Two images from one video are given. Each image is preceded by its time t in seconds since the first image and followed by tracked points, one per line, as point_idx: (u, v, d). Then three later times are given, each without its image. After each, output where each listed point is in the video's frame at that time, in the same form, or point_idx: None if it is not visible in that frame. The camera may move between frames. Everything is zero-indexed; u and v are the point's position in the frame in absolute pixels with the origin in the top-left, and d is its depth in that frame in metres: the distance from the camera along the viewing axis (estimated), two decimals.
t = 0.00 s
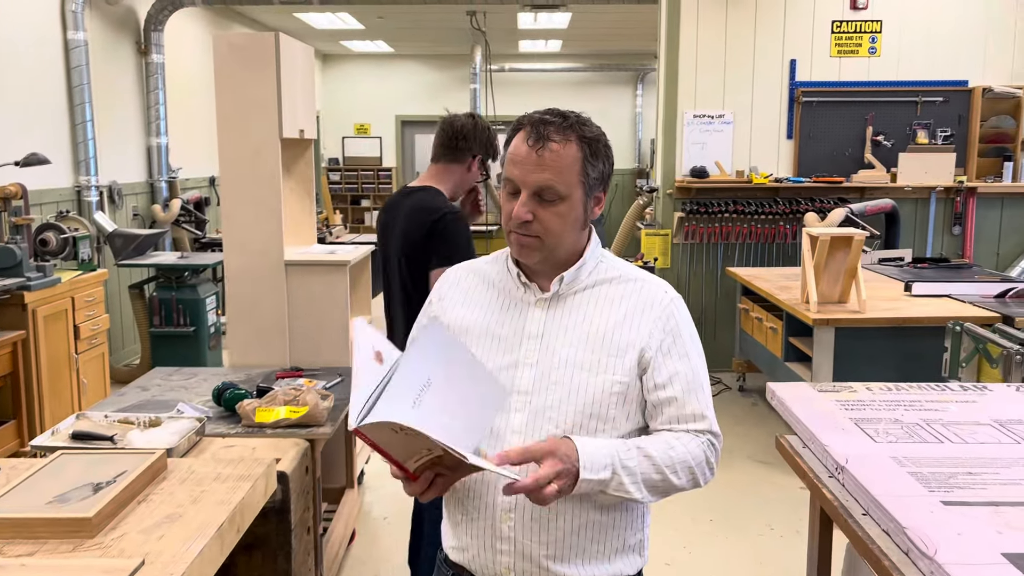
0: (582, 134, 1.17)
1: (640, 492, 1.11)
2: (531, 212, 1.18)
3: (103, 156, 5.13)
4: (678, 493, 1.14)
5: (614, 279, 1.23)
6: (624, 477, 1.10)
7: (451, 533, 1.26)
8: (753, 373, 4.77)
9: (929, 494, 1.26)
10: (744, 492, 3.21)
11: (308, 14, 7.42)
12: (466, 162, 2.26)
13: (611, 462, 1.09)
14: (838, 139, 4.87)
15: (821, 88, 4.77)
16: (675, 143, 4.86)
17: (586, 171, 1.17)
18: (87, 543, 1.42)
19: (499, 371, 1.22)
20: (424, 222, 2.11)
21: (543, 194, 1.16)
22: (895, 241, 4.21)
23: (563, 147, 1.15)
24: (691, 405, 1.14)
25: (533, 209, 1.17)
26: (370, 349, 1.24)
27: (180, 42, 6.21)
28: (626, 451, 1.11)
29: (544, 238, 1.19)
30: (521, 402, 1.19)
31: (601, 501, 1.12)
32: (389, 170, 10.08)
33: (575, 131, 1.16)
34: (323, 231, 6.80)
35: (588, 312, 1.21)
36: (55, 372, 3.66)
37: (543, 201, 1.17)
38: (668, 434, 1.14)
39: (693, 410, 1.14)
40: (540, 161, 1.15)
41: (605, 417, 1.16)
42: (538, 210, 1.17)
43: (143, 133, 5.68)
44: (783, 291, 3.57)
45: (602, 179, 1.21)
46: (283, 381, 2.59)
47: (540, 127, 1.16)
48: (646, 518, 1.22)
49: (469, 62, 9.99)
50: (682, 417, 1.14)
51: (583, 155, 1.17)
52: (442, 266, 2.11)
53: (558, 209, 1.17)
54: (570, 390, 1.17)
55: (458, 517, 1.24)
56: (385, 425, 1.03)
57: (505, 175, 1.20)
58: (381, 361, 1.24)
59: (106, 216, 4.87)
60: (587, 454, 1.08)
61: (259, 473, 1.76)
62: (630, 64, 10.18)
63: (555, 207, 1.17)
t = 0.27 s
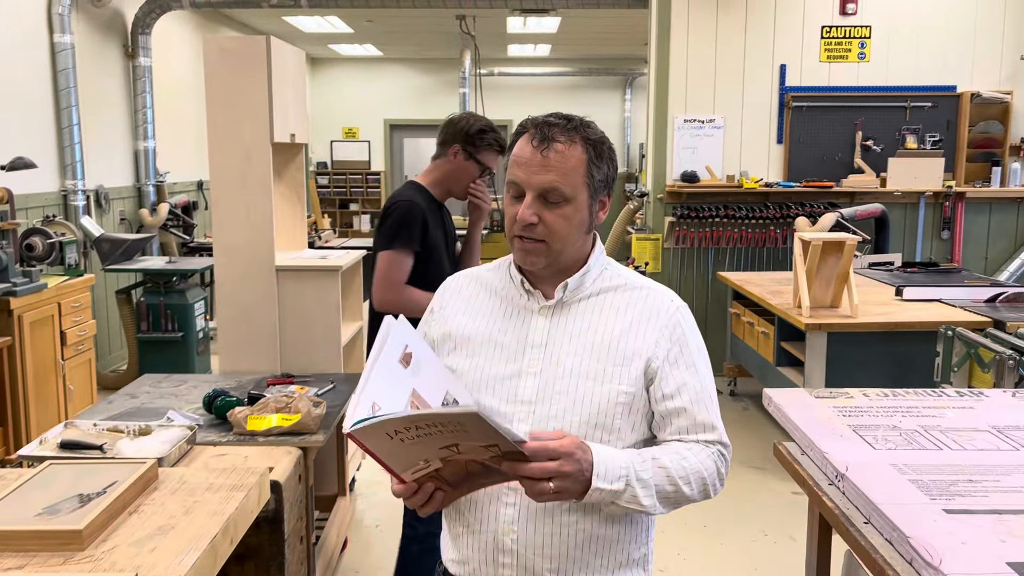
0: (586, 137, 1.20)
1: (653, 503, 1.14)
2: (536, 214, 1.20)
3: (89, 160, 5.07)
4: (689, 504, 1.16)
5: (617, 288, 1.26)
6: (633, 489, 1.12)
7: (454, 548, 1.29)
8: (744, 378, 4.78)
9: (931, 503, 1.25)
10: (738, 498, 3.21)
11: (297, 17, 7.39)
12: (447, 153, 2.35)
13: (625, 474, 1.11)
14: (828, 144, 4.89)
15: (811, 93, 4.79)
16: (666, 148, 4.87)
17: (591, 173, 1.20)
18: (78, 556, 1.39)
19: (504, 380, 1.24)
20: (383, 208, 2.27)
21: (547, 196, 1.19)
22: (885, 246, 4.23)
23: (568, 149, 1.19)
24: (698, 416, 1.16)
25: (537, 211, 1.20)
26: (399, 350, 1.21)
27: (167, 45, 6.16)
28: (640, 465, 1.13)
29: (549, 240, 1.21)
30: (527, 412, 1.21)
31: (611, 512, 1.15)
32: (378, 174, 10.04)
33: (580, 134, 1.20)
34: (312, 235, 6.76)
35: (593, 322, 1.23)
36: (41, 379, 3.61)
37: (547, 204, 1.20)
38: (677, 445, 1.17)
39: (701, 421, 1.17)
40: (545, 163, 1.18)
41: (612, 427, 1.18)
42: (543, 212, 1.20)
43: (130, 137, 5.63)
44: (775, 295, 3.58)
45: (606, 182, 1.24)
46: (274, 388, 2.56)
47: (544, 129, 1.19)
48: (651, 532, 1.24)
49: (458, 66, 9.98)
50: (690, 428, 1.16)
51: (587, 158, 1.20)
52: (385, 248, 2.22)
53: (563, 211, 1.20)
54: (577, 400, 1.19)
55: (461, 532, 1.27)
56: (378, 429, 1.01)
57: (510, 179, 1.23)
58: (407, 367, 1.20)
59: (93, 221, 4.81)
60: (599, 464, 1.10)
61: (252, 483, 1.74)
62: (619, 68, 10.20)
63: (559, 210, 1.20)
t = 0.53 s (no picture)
0: (601, 135, 1.24)
1: (672, 506, 1.15)
2: (557, 211, 1.22)
3: (77, 161, 5.02)
4: (704, 510, 1.17)
5: (627, 294, 1.29)
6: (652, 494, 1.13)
7: (460, 561, 1.30)
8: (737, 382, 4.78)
9: (936, 509, 1.25)
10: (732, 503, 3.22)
11: (287, 19, 7.36)
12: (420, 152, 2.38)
13: (640, 473, 1.14)
14: (820, 148, 4.91)
15: (803, 96, 4.81)
16: (659, 151, 4.88)
17: (607, 169, 1.24)
18: (71, 566, 1.36)
19: (516, 388, 1.26)
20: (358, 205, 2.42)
21: (568, 191, 1.22)
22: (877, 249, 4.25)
23: (585, 145, 1.22)
24: (710, 421, 1.19)
25: (558, 207, 1.22)
26: (403, 336, 1.19)
27: (156, 45, 6.12)
28: (653, 466, 1.15)
29: (569, 237, 1.23)
30: (541, 418, 1.24)
31: (629, 518, 1.15)
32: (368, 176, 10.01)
33: (594, 131, 1.24)
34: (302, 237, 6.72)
35: (605, 329, 1.26)
36: (29, 383, 3.56)
37: (568, 199, 1.22)
38: (688, 450, 1.18)
39: (714, 426, 1.19)
40: (565, 157, 1.21)
41: (627, 434, 1.21)
42: (563, 208, 1.22)
43: (119, 138, 5.58)
44: (769, 299, 3.58)
45: (618, 181, 1.28)
46: (268, 392, 2.53)
47: (562, 126, 1.23)
48: (663, 543, 1.27)
49: (449, 68, 9.97)
50: (702, 434, 1.19)
51: (603, 154, 1.24)
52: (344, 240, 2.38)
53: (582, 207, 1.23)
54: (591, 407, 1.22)
55: (469, 544, 1.28)
56: (391, 405, 1.00)
57: (525, 177, 1.25)
58: (414, 354, 1.18)
59: (81, 223, 4.76)
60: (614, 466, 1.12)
61: (247, 490, 1.71)
62: (609, 71, 10.21)
63: (579, 205, 1.22)
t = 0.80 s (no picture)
0: (615, 131, 1.26)
1: (661, 513, 1.16)
2: (576, 203, 1.21)
3: (72, 159, 4.99)
4: (703, 515, 1.18)
5: (639, 294, 1.30)
6: (662, 491, 1.15)
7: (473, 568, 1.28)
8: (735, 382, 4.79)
9: (943, 511, 1.25)
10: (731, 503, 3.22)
11: (283, 17, 7.33)
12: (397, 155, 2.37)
13: (624, 483, 1.14)
14: (818, 148, 4.91)
15: (802, 97, 4.82)
16: (657, 150, 4.88)
17: (621, 165, 1.26)
18: (72, 567, 1.35)
19: (530, 390, 1.26)
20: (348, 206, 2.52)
21: (586, 184, 1.22)
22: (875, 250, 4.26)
23: (601, 140, 1.24)
24: (724, 420, 1.20)
25: (578, 200, 1.22)
26: (411, 336, 1.21)
27: (152, 43, 6.09)
28: (641, 470, 1.16)
29: (588, 230, 1.23)
30: (557, 421, 1.24)
31: (621, 524, 1.17)
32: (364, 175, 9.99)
33: (607, 128, 1.26)
34: (298, 236, 6.70)
35: (619, 330, 1.27)
36: (24, 382, 3.53)
37: (586, 192, 1.22)
38: (700, 453, 1.18)
39: (727, 426, 1.19)
40: (583, 151, 1.22)
41: (642, 436, 1.21)
42: (581, 201, 1.22)
43: (115, 136, 5.56)
44: (767, 299, 3.58)
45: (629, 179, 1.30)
46: (267, 392, 2.52)
47: (577, 121, 1.24)
48: (677, 547, 1.28)
49: (445, 67, 9.96)
50: (716, 434, 1.19)
51: (619, 150, 1.25)
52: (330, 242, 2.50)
53: (599, 200, 1.23)
54: (606, 408, 1.22)
55: (483, 551, 1.26)
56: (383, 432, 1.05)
57: (542, 173, 1.24)
58: (424, 353, 1.21)
59: (76, 221, 4.73)
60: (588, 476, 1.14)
61: (249, 490, 1.70)
62: (606, 71, 10.22)
63: (597, 198, 1.23)
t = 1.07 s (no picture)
0: (625, 126, 1.26)
1: (684, 518, 1.14)
2: (590, 196, 1.21)
3: (73, 153, 4.98)
4: (725, 517, 1.17)
5: (650, 292, 1.31)
6: (688, 500, 1.14)
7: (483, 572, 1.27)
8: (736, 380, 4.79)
9: (951, 512, 1.24)
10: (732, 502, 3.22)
11: (285, 12, 7.31)
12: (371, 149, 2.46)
13: (655, 488, 1.12)
14: (822, 146, 4.89)
15: (805, 95, 4.81)
16: (659, 148, 4.88)
17: (632, 160, 1.26)
18: (75, 564, 1.35)
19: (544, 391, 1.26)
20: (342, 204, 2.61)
21: (599, 178, 1.22)
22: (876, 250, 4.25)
23: (612, 134, 1.23)
24: (741, 419, 1.21)
25: (592, 193, 1.21)
26: (495, 310, 1.19)
27: (154, 38, 6.08)
28: (671, 480, 1.14)
29: (602, 225, 1.22)
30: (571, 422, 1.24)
31: (642, 527, 1.16)
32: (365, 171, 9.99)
33: (617, 123, 1.26)
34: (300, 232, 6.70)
35: (632, 329, 1.27)
36: (24, 377, 3.52)
37: (599, 185, 1.22)
38: (711, 454, 1.19)
39: (741, 422, 1.21)
40: (596, 144, 1.21)
41: (659, 437, 1.22)
42: (595, 194, 1.21)
43: (116, 131, 5.55)
44: (770, 298, 3.58)
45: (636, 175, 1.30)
46: (269, 389, 2.52)
47: (589, 116, 1.24)
48: (689, 550, 1.27)
49: (446, 64, 9.95)
50: (729, 432, 1.20)
51: (629, 145, 1.25)
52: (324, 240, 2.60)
53: (612, 194, 1.22)
54: (623, 409, 1.23)
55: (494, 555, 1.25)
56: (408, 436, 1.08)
57: (554, 167, 1.23)
58: (508, 329, 1.17)
59: (77, 216, 4.73)
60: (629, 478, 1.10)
61: (252, 487, 1.70)
62: (607, 69, 10.21)
63: (610, 191, 1.22)
